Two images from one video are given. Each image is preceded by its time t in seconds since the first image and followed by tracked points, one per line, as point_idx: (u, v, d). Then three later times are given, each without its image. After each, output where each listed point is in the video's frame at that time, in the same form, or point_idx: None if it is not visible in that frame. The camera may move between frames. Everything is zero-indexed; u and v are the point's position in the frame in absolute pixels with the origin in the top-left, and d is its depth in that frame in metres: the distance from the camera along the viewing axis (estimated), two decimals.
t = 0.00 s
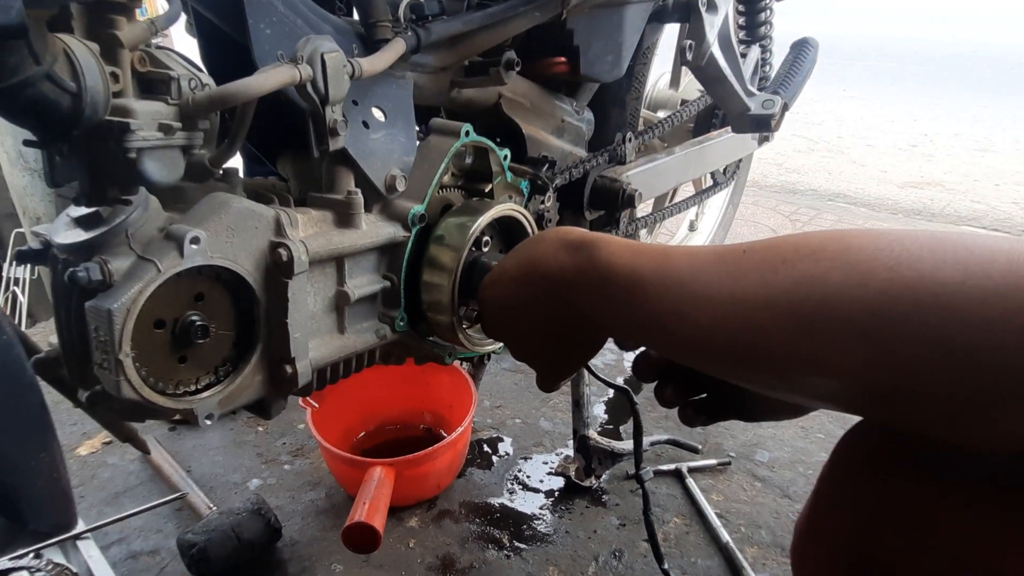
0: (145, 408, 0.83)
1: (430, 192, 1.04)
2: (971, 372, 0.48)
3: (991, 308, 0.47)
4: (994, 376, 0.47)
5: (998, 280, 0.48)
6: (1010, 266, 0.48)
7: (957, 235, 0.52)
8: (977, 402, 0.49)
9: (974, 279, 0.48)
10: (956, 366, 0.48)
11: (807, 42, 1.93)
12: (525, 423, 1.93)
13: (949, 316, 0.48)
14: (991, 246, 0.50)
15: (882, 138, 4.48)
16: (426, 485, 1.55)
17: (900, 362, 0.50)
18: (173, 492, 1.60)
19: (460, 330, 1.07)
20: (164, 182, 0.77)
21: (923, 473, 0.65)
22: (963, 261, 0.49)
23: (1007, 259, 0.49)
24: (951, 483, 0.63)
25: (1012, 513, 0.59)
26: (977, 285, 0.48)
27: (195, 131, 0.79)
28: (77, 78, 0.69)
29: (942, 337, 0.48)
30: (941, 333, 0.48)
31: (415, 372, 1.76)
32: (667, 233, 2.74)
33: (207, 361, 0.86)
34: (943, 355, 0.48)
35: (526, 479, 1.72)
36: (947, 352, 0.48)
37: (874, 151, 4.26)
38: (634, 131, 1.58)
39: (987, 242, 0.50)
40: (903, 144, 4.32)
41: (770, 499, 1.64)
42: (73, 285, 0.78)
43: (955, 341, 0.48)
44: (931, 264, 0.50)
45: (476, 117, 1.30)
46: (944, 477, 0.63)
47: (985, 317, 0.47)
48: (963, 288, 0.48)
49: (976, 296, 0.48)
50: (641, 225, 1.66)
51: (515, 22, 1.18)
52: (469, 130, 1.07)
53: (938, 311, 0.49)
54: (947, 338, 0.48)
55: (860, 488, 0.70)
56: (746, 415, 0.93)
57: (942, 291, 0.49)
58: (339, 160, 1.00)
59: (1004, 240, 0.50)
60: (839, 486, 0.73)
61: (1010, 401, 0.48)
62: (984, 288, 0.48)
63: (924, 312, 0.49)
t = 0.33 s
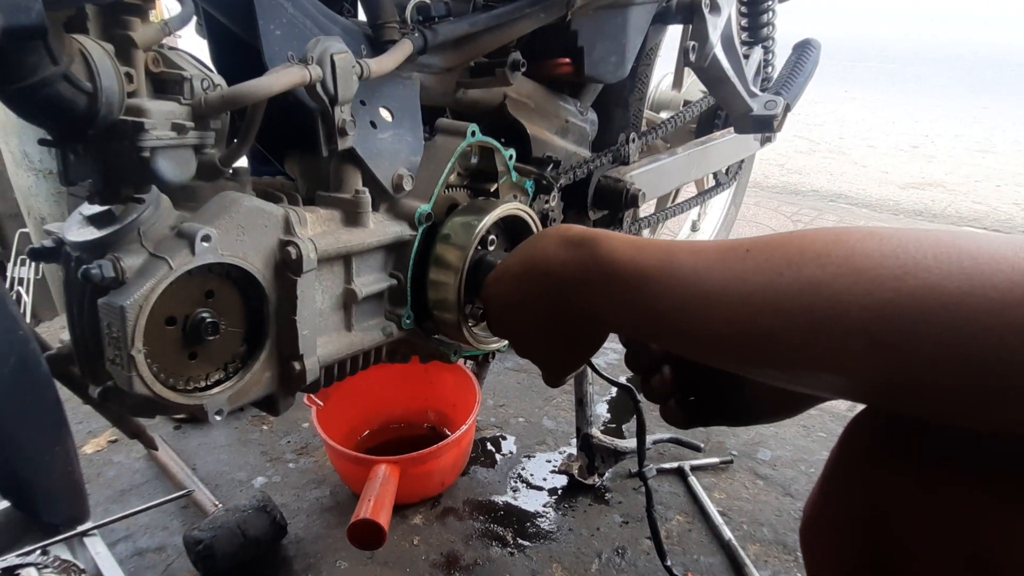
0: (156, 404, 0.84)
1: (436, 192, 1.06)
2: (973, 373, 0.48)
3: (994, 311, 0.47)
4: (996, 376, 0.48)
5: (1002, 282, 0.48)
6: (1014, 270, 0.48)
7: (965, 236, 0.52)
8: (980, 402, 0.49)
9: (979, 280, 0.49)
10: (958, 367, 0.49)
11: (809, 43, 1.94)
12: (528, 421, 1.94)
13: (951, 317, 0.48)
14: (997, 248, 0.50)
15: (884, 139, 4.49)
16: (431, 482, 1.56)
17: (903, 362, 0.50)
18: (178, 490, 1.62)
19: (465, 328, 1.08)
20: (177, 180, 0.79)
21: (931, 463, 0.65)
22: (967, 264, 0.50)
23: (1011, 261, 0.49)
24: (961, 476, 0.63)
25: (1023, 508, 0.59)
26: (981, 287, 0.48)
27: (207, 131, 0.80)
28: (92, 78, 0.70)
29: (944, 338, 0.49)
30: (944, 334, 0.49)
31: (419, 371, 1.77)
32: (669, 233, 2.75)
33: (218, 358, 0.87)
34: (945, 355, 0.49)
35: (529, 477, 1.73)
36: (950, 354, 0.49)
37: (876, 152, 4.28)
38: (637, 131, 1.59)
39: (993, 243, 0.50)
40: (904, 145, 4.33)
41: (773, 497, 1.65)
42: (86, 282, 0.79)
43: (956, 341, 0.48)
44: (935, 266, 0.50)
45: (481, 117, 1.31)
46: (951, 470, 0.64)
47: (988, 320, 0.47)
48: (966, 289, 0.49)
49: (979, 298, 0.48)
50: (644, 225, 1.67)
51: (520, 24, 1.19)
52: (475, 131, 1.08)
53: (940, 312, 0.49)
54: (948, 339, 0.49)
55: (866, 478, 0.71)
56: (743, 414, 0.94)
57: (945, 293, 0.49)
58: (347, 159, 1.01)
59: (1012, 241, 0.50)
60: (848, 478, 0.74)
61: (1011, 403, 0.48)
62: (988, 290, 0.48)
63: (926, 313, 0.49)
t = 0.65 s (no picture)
0: (150, 404, 0.84)
1: (432, 191, 1.05)
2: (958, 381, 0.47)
3: (980, 317, 0.46)
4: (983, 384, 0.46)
5: (989, 289, 0.46)
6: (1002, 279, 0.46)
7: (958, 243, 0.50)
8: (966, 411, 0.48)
9: (966, 288, 0.47)
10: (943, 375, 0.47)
11: (807, 42, 1.94)
12: (526, 421, 1.94)
13: (935, 324, 0.47)
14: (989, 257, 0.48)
15: (883, 139, 4.49)
16: (427, 483, 1.56)
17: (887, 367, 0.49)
18: (175, 489, 1.61)
19: (461, 328, 1.08)
20: (170, 180, 0.78)
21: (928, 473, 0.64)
22: (955, 272, 0.48)
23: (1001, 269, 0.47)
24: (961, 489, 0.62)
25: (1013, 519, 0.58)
26: (967, 295, 0.47)
27: (200, 130, 0.80)
28: (85, 76, 0.70)
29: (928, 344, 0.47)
30: (928, 340, 0.47)
31: (417, 370, 1.76)
32: (668, 233, 2.75)
33: (212, 358, 0.86)
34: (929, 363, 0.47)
35: (527, 477, 1.72)
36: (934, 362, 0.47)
37: (875, 152, 4.28)
38: (635, 131, 1.59)
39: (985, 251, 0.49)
40: (904, 145, 4.33)
41: (771, 498, 1.65)
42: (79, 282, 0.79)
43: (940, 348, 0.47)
44: (922, 272, 0.49)
45: (478, 116, 1.31)
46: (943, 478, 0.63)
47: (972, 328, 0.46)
48: (952, 296, 0.47)
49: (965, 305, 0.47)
50: (642, 225, 1.67)
51: (516, 23, 1.19)
52: (471, 130, 1.07)
53: (925, 318, 0.48)
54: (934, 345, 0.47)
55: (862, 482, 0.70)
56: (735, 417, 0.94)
57: (929, 300, 0.48)
58: (342, 159, 1.00)
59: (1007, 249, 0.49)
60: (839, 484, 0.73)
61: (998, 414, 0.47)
62: (975, 298, 0.47)
63: (909, 319, 0.48)
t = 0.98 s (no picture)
0: (143, 401, 0.83)
1: (429, 186, 1.04)
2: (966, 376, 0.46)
3: (987, 312, 0.45)
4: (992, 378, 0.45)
5: (995, 283, 0.45)
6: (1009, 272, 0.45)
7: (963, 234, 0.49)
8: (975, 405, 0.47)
9: (972, 281, 0.46)
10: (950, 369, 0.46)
11: (808, 37, 1.93)
12: (525, 419, 1.93)
13: (941, 318, 0.46)
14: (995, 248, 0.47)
15: (884, 136, 4.48)
16: (425, 481, 1.55)
17: (893, 363, 0.48)
18: (172, 488, 1.60)
19: (459, 324, 1.07)
20: (162, 173, 0.77)
21: (933, 466, 0.63)
22: (960, 264, 0.47)
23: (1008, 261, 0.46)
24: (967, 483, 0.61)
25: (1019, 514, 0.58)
26: (973, 289, 0.46)
27: (193, 123, 0.79)
28: (75, 68, 0.68)
29: (934, 340, 0.46)
30: (934, 336, 0.46)
31: (415, 368, 1.75)
32: (668, 230, 2.74)
33: (206, 354, 0.85)
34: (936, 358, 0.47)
35: (526, 476, 1.71)
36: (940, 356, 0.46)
37: (876, 149, 4.26)
38: (634, 127, 1.58)
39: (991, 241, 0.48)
40: (905, 143, 4.32)
41: (771, 496, 1.64)
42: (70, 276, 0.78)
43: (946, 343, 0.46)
44: (926, 265, 0.48)
45: (476, 111, 1.30)
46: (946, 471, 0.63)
47: (979, 322, 0.45)
48: (957, 289, 0.46)
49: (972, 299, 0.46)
50: (641, 221, 1.66)
51: (514, 18, 1.18)
52: (469, 124, 1.06)
53: (930, 313, 0.46)
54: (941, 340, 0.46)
55: (865, 477, 0.69)
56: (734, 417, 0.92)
57: (933, 294, 0.47)
58: (338, 152, 1.00)
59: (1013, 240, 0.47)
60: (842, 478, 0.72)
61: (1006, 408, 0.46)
62: (980, 292, 0.45)
63: (915, 314, 0.47)
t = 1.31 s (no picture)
0: (133, 397, 0.82)
1: (423, 181, 1.03)
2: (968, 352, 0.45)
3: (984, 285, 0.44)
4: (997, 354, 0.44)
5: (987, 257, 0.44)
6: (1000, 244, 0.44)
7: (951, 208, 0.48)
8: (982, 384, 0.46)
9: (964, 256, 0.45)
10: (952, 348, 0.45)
11: (807, 33, 1.92)
12: (522, 417, 1.92)
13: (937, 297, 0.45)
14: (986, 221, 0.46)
15: (884, 134, 4.47)
16: (421, 479, 1.54)
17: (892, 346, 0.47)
18: (167, 485, 1.59)
19: (453, 320, 1.06)
20: (150, 165, 0.76)
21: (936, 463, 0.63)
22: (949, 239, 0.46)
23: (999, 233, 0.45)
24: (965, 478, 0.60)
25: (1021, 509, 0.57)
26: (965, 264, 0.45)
27: (181, 114, 0.78)
28: (60, 58, 0.68)
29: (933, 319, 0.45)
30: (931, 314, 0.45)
31: (411, 365, 1.75)
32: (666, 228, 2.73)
33: (196, 349, 0.84)
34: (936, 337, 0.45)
35: (522, 473, 1.70)
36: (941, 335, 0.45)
37: (876, 147, 4.25)
38: (631, 122, 1.57)
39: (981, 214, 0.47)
40: (904, 140, 4.31)
41: (769, 494, 1.63)
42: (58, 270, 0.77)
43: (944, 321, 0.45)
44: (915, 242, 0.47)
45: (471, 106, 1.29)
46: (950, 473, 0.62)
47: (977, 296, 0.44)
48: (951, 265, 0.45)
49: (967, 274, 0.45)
50: (639, 217, 1.65)
51: (509, 11, 1.17)
52: (463, 118, 1.05)
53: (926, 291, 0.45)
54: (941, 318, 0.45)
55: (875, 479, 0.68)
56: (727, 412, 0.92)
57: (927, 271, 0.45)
58: (331, 146, 0.99)
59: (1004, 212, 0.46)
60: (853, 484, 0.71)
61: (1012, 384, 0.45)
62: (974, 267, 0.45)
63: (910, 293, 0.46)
